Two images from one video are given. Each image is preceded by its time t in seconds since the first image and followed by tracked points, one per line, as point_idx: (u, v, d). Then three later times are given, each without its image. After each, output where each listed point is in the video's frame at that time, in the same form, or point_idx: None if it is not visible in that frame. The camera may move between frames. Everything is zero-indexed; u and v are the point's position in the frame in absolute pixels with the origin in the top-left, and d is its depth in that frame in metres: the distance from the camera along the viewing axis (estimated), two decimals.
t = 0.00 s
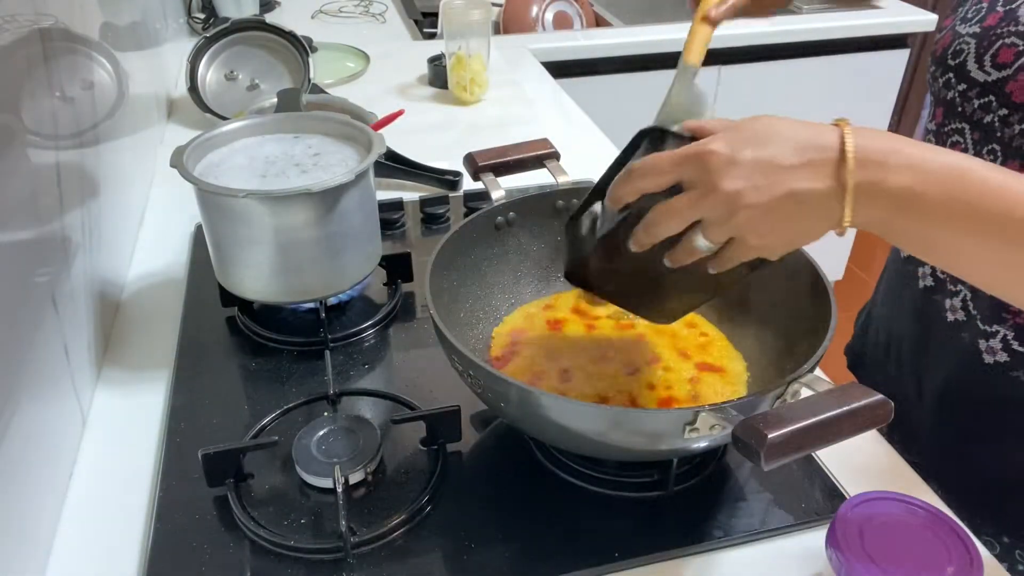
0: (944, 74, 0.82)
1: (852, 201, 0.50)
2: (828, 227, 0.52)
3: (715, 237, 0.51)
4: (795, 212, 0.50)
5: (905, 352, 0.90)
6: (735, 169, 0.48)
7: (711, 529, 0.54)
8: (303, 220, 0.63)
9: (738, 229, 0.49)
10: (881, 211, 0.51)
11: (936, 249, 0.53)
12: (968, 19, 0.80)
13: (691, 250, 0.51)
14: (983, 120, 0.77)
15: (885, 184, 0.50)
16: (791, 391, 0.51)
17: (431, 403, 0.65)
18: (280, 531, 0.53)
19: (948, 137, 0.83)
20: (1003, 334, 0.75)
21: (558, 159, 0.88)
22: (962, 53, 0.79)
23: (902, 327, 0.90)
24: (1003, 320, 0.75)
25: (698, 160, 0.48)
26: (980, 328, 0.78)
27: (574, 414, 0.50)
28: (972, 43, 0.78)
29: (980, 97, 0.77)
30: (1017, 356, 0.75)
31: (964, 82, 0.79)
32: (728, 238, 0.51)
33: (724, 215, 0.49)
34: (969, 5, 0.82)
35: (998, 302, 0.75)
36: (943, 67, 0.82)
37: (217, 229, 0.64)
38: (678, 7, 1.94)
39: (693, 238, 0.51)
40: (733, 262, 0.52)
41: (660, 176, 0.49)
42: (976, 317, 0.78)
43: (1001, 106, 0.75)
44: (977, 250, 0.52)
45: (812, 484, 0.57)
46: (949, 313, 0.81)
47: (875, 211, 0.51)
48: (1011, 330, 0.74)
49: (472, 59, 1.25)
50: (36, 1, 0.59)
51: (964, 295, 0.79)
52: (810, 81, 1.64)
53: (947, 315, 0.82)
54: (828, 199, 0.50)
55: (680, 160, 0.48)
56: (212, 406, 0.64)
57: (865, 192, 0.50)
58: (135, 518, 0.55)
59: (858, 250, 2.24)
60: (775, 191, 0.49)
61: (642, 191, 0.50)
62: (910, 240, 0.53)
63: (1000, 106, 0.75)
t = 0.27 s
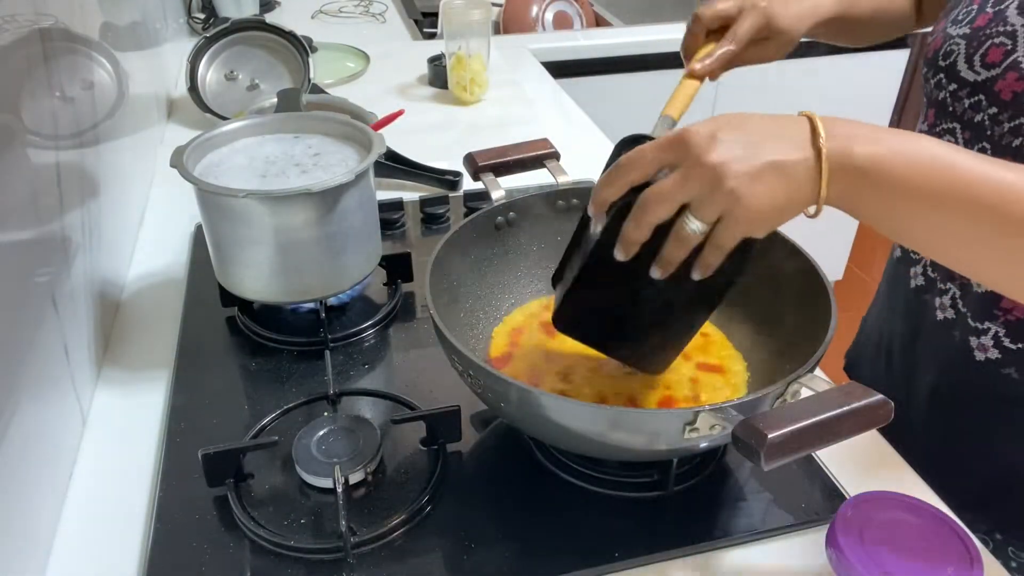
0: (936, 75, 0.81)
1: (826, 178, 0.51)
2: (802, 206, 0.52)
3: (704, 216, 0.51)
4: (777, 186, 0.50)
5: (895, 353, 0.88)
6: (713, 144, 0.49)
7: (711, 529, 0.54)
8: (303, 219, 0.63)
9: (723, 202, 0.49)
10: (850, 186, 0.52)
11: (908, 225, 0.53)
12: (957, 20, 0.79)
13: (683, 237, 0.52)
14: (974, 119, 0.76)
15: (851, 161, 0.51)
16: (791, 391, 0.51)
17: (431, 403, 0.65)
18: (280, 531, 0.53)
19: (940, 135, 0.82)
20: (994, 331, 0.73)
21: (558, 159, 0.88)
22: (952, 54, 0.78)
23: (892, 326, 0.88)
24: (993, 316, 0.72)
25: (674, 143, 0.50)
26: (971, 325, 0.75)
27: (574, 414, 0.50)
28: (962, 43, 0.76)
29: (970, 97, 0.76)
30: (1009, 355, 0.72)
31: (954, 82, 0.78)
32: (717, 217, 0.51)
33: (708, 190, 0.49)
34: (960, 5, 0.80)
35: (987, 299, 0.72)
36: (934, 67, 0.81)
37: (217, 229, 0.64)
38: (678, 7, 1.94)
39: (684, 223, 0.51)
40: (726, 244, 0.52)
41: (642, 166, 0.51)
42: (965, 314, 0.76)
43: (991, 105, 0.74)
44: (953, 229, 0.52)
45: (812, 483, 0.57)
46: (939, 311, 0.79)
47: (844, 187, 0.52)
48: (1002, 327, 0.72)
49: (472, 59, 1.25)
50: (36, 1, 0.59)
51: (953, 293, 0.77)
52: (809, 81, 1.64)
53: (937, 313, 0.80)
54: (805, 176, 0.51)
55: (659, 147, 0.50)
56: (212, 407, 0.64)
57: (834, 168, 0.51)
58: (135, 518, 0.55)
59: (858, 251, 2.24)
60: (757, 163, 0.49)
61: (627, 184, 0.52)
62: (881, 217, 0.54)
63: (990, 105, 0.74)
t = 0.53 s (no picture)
0: (934, 68, 0.81)
1: (796, 164, 0.52)
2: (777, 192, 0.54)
3: (688, 199, 0.51)
4: (754, 169, 0.51)
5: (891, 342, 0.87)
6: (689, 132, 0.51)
7: (711, 529, 0.54)
8: (303, 219, 0.63)
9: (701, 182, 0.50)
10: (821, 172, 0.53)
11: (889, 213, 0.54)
12: (957, 14, 0.79)
13: (670, 223, 0.52)
14: (969, 110, 0.76)
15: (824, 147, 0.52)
16: (790, 391, 0.51)
17: (431, 403, 0.65)
18: (280, 531, 0.53)
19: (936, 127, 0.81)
20: (988, 317, 0.73)
21: (558, 159, 0.88)
22: (950, 46, 0.78)
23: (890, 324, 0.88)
24: (988, 302, 0.72)
25: (654, 135, 0.52)
26: (966, 312, 0.75)
27: (575, 414, 0.50)
28: (960, 36, 0.76)
29: (967, 88, 0.75)
30: (1003, 339, 0.72)
31: (951, 74, 0.77)
32: (700, 201, 0.51)
33: (686, 171, 0.50)
34: None
35: (984, 284, 0.72)
36: (933, 60, 0.81)
37: (217, 229, 0.64)
38: (678, 7, 1.94)
39: (669, 208, 0.52)
40: (712, 227, 0.52)
41: (626, 161, 0.53)
42: (959, 301, 0.76)
43: (988, 96, 0.73)
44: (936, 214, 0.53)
45: (812, 483, 0.57)
46: (937, 300, 0.79)
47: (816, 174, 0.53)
48: (997, 313, 0.72)
49: (472, 59, 1.25)
50: (36, 1, 0.59)
51: (950, 282, 0.77)
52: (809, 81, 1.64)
53: (935, 302, 0.79)
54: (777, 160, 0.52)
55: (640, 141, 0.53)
56: (211, 407, 0.64)
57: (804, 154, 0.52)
58: (135, 518, 0.55)
59: (858, 250, 2.24)
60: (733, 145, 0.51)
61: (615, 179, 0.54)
62: (860, 205, 0.55)
63: (986, 96, 0.73)
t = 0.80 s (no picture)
0: (934, 64, 0.81)
1: (783, 136, 0.53)
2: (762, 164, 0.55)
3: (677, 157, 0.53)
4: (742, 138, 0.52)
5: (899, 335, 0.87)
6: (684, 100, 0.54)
7: (711, 529, 0.54)
8: (303, 219, 0.63)
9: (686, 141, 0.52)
10: (809, 148, 0.54)
11: (881, 190, 0.55)
12: (958, 12, 0.80)
13: (656, 181, 0.54)
14: (971, 104, 0.76)
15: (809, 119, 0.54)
16: (790, 391, 0.51)
17: (431, 403, 0.65)
18: (280, 531, 0.53)
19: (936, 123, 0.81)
20: (988, 307, 0.73)
21: (558, 159, 0.88)
22: (950, 42, 0.78)
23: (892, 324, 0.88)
24: (988, 292, 0.73)
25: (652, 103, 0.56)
26: (969, 303, 0.76)
27: (575, 415, 0.50)
28: (961, 32, 0.77)
29: (967, 82, 0.75)
30: (1004, 330, 0.73)
31: (952, 69, 0.77)
32: (686, 159, 0.53)
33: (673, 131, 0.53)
34: None
35: (986, 273, 0.73)
36: (933, 56, 0.81)
37: (216, 229, 0.64)
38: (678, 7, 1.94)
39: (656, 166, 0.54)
40: (697, 188, 0.53)
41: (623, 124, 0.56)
42: (965, 292, 0.76)
43: (988, 90, 0.73)
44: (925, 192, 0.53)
45: (812, 483, 0.57)
46: (945, 291, 0.79)
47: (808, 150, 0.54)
48: (996, 303, 0.72)
49: (472, 59, 1.25)
50: (36, 1, 0.59)
51: (958, 273, 0.77)
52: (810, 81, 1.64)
53: (943, 293, 0.79)
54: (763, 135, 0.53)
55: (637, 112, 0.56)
56: (211, 406, 0.64)
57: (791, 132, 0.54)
58: (135, 518, 0.55)
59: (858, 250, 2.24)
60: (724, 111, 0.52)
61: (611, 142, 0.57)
62: (852, 182, 0.55)
63: (986, 89, 0.73)
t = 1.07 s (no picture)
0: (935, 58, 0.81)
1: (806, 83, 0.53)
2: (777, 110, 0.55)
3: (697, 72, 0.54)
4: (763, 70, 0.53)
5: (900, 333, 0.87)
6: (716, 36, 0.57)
7: (711, 529, 0.54)
8: (303, 219, 0.63)
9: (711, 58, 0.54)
10: (834, 94, 0.54)
11: (913, 140, 0.54)
12: (958, 7, 0.79)
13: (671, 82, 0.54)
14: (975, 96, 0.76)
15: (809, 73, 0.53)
16: (790, 391, 0.51)
17: (431, 403, 0.65)
18: (281, 531, 0.53)
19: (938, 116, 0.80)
20: (993, 295, 0.73)
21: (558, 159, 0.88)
22: (952, 36, 0.78)
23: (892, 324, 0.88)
24: (993, 280, 0.73)
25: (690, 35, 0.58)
26: (973, 291, 0.75)
27: (575, 415, 0.50)
28: (963, 25, 0.77)
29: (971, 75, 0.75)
30: (1006, 318, 0.72)
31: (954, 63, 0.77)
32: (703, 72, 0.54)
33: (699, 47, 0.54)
34: None
35: (990, 261, 0.73)
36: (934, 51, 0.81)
37: (217, 229, 0.64)
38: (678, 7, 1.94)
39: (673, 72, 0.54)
40: (702, 102, 0.53)
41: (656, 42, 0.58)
42: (971, 279, 0.76)
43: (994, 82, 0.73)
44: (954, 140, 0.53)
45: (813, 483, 0.57)
46: (949, 281, 0.79)
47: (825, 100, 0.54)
48: (998, 291, 0.72)
49: (472, 59, 1.25)
50: (36, 1, 0.59)
51: (963, 263, 0.76)
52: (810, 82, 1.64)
53: (946, 284, 0.79)
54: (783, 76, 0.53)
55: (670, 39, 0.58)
56: (211, 406, 0.64)
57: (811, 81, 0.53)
58: (135, 518, 0.55)
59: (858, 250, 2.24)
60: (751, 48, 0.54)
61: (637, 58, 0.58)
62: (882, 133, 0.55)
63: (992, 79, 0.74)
